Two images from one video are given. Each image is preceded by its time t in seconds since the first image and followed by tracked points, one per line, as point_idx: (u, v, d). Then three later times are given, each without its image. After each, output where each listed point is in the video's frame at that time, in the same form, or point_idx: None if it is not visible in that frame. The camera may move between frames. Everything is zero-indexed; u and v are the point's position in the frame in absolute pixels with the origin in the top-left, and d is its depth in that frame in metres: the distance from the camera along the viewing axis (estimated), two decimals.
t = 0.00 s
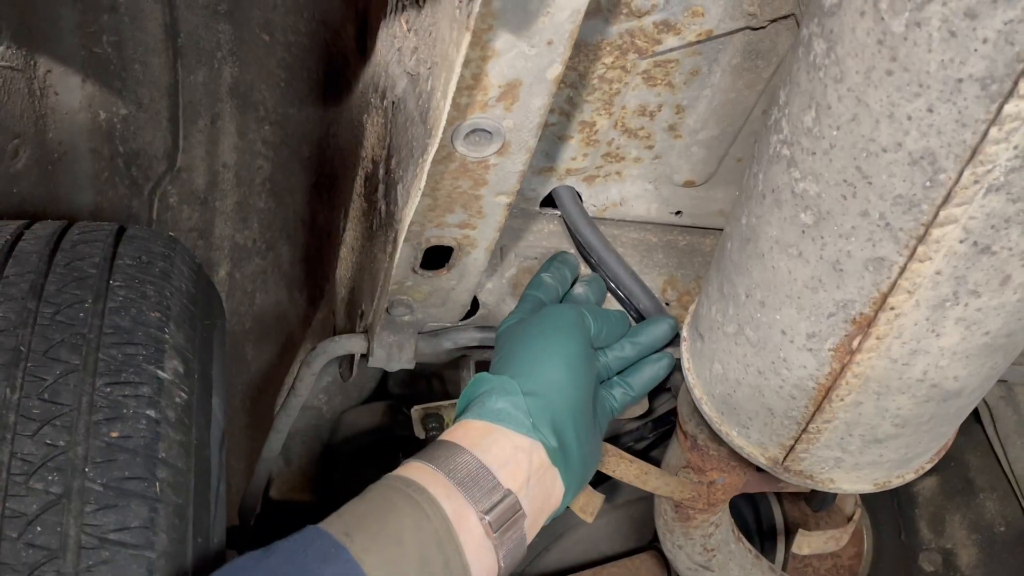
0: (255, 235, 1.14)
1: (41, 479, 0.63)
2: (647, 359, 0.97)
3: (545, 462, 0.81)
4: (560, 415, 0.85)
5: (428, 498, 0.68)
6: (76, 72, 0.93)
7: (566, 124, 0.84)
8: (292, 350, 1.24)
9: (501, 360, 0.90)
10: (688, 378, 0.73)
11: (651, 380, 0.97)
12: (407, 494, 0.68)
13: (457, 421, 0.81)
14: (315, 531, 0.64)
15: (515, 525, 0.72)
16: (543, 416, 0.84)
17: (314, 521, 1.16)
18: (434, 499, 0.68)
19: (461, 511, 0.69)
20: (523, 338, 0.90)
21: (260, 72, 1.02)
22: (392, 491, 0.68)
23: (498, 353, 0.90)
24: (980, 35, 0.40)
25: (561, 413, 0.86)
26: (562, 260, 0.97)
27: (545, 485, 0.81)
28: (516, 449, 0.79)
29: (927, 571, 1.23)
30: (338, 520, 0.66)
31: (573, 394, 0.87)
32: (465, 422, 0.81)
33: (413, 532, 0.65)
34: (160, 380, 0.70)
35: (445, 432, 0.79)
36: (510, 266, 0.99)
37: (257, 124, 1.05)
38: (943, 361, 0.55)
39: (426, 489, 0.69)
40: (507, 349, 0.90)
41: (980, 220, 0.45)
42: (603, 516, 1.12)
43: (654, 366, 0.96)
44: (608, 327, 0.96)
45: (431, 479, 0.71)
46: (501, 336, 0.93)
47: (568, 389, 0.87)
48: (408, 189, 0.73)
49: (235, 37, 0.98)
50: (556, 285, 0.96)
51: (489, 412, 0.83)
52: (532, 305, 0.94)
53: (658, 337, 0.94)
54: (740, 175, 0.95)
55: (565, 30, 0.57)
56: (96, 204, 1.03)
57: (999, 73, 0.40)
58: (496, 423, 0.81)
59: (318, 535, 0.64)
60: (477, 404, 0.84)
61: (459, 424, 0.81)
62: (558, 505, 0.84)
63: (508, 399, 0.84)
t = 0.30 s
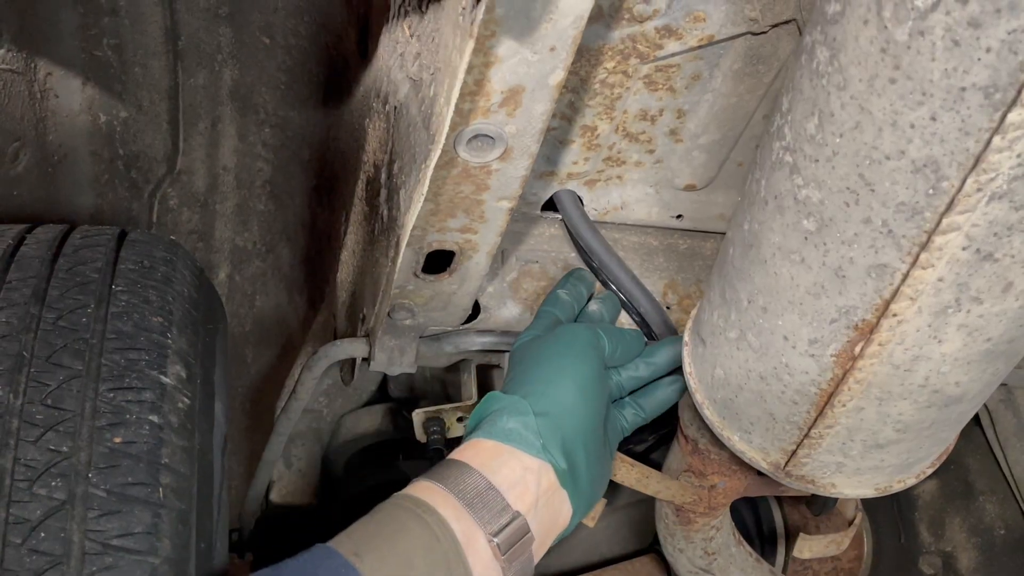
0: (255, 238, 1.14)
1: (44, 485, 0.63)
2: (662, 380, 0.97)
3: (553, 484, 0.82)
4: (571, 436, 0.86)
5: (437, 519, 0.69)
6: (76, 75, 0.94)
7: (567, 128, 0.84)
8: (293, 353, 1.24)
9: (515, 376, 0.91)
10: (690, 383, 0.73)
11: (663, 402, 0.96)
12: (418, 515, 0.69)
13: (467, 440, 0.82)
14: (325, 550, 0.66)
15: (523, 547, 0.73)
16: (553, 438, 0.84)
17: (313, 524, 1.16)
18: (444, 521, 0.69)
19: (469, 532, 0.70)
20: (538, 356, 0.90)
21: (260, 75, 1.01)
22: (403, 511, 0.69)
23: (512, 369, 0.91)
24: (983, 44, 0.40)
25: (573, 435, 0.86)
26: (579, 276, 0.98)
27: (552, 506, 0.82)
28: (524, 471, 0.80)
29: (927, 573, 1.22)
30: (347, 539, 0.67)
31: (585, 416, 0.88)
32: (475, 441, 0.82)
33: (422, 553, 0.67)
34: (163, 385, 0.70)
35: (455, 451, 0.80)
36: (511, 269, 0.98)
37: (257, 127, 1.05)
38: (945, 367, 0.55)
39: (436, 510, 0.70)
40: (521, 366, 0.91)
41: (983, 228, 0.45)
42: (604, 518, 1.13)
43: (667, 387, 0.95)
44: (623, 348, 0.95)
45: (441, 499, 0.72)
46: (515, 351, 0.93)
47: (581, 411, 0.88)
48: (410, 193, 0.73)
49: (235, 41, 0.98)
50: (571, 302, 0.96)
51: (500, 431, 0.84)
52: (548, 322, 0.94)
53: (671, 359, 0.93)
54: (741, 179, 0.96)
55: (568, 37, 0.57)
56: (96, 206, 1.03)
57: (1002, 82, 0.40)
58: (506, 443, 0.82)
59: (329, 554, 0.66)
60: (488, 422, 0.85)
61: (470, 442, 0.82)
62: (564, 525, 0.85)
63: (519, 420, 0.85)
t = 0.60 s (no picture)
0: (256, 238, 1.14)
1: (48, 485, 0.63)
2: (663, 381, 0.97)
3: (557, 484, 0.82)
4: (575, 437, 0.85)
5: (441, 520, 0.69)
6: (76, 75, 0.94)
7: (569, 128, 0.84)
8: (293, 352, 1.24)
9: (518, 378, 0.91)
10: (692, 383, 0.73)
11: (664, 403, 0.97)
12: (420, 515, 0.69)
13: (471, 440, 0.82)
14: (329, 552, 0.66)
15: (527, 547, 0.74)
16: (558, 438, 0.84)
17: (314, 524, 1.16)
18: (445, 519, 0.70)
19: (473, 533, 0.71)
20: (541, 358, 0.90)
21: (260, 74, 1.01)
22: (405, 511, 0.69)
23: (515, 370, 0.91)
24: (987, 45, 0.40)
25: (576, 435, 0.86)
26: (580, 278, 0.98)
27: (555, 507, 0.82)
28: (529, 470, 0.80)
29: (927, 572, 1.22)
30: (351, 540, 0.67)
31: (589, 417, 0.87)
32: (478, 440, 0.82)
33: (425, 551, 0.67)
34: (166, 385, 0.70)
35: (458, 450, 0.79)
36: (513, 269, 0.98)
37: (257, 127, 1.05)
38: (947, 366, 0.55)
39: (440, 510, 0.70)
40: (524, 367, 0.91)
41: (985, 228, 0.46)
42: (605, 517, 1.13)
43: (669, 387, 0.95)
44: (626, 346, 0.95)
45: (444, 498, 0.72)
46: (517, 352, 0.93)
47: (585, 412, 0.87)
48: (413, 193, 0.73)
49: (235, 41, 0.98)
50: (574, 302, 0.96)
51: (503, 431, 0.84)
52: (552, 322, 0.94)
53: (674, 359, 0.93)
54: (741, 179, 0.96)
55: (571, 37, 0.57)
56: (96, 206, 1.04)
57: (1006, 82, 0.40)
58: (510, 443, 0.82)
59: (333, 555, 0.66)
60: (492, 422, 0.84)
61: (474, 442, 0.81)
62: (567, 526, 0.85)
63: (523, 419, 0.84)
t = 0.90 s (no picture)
0: (255, 236, 1.14)
1: (49, 482, 0.63)
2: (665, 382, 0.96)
3: (561, 486, 0.82)
4: (580, 439, 0.85)
5: (445, 522, 0.69)
6: (75, 74, 0.95)
7: (569, 126, 0.84)
8: (293, 351, 1.24)
9: (522, 378, 0.90)
10: (692, 381, 0.73)
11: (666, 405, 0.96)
12: (424, 516, 0.69)
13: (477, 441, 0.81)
14: (333, 552, 0.66)
15: (530, 550, 0.74)
16: (563, 441, 0.84)
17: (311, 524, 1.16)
18: (449, 521, 0.69)
19: (478, 535, 0.70)
20: (547, 359, 0.90)
21: (259, 73, 1.02)
22: (411, 512, 0.69)
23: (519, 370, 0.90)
24: (986, 43, 0.40)
25: (580, 437, 0.86)
26: (585, 277, 0.97)
27: (558, 507, 0.82)
28: (533, 473, 0.80)
29: (925, 570, 1.23)
30: (356, 540, 0.68)
31: (594, 419, 0.87)
32: (485, 442, 0.81)
33: (430, 553, 0.67)
34: (167, 383, 0.70)
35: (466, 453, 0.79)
36: (512, 267, 0.98)
37: (256, 125, 1.05)
38: (946, 364, 0.55)
39: (445, 512, 0.70)
40: (529, 366, 0.90)
41: (985, 226, 0.46)
42: (604, 516, 1.13)
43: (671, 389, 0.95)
44: (633, 347, 0.93)
45: (448, 501, 0.72)
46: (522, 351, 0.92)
47: (590, 414, 0.87)
48: (413, 191, 0.73)
49: (235, 39, 0.99)
50: (579, 302, 0.96)
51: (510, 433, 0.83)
52: (557, 323, 0.93)
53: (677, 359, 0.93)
54: (740, 177, 0.96)
55: (571, 36, 0.57)
56: (94, 205, 1.03)
57: (1005, 81, 0.41)
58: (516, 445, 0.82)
59: (337, 556, 0.66)
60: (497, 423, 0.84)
61: (479, 443, 0.81)
62: (569, 528, 0.85)
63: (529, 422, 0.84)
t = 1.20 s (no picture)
0: (253, 234, 1.14)
1: (49, 479, 0.63)
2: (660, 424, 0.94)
3: (622, 560, 0.80)
4: (630, 511, 0.83)
5: None
6: (72, 70, 0.96)
7: (568, 123, 0.84)
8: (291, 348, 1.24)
9: (548, 452, 0.88)
10: (691, 378, 0.73)
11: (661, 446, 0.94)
12: None
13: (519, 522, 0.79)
14: None
15: None
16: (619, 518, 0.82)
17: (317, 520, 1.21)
18: None
19: None
20: (568, 428, 0.88)
21: (257, 70, 1.01)
22: None
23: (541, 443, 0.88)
24: (987, 39, 0.40)
25: (626, 501, 0.84)
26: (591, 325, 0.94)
27: None
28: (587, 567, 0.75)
29: (923, 566, 1.26)
30: None
31: (635, 478, 0.85)
32: (530, 522, 0.79)
33: None
34: (166, 380, 0.70)
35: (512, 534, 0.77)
36: (511, 264, 0.99)
37: (254, 122, 1.05)
38: (946, 360, 0.55)
39: None
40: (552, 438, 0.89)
41: (985, 222, 0.46)
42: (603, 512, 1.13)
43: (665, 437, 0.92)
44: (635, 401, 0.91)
45: None
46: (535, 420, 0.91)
47: (634, 476, 0.85)
48: (412, 188, 0.73)
49: (233, 36, 0.99)
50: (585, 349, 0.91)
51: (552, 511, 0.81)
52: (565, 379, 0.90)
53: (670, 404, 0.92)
54: (739, 174, 0.96)
55: (571, 32, 0.57)
56: (93, 202, 1.04)
57: (1006, 76, 0.41)
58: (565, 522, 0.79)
59: None
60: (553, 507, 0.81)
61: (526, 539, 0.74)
62: None
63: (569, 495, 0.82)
